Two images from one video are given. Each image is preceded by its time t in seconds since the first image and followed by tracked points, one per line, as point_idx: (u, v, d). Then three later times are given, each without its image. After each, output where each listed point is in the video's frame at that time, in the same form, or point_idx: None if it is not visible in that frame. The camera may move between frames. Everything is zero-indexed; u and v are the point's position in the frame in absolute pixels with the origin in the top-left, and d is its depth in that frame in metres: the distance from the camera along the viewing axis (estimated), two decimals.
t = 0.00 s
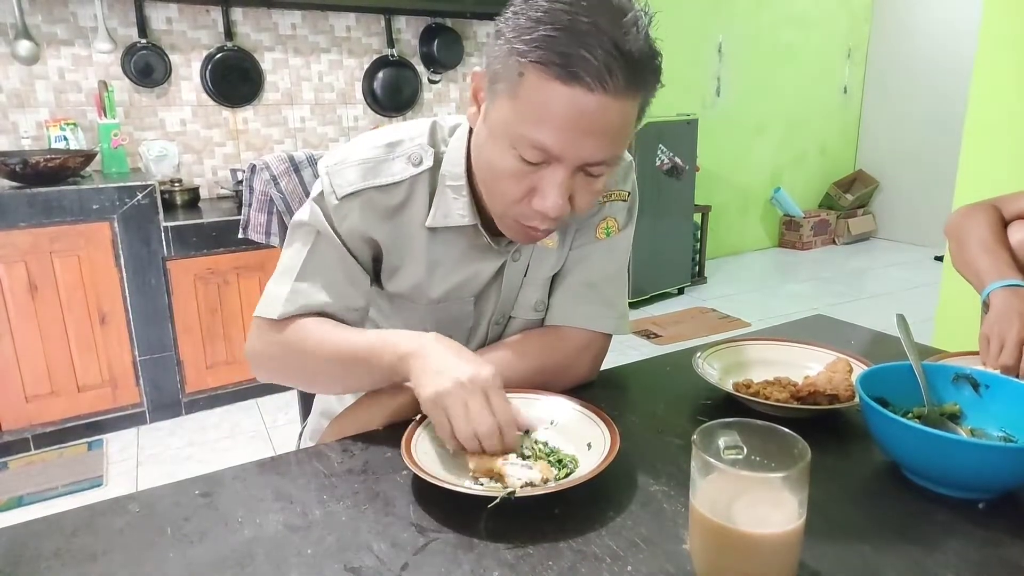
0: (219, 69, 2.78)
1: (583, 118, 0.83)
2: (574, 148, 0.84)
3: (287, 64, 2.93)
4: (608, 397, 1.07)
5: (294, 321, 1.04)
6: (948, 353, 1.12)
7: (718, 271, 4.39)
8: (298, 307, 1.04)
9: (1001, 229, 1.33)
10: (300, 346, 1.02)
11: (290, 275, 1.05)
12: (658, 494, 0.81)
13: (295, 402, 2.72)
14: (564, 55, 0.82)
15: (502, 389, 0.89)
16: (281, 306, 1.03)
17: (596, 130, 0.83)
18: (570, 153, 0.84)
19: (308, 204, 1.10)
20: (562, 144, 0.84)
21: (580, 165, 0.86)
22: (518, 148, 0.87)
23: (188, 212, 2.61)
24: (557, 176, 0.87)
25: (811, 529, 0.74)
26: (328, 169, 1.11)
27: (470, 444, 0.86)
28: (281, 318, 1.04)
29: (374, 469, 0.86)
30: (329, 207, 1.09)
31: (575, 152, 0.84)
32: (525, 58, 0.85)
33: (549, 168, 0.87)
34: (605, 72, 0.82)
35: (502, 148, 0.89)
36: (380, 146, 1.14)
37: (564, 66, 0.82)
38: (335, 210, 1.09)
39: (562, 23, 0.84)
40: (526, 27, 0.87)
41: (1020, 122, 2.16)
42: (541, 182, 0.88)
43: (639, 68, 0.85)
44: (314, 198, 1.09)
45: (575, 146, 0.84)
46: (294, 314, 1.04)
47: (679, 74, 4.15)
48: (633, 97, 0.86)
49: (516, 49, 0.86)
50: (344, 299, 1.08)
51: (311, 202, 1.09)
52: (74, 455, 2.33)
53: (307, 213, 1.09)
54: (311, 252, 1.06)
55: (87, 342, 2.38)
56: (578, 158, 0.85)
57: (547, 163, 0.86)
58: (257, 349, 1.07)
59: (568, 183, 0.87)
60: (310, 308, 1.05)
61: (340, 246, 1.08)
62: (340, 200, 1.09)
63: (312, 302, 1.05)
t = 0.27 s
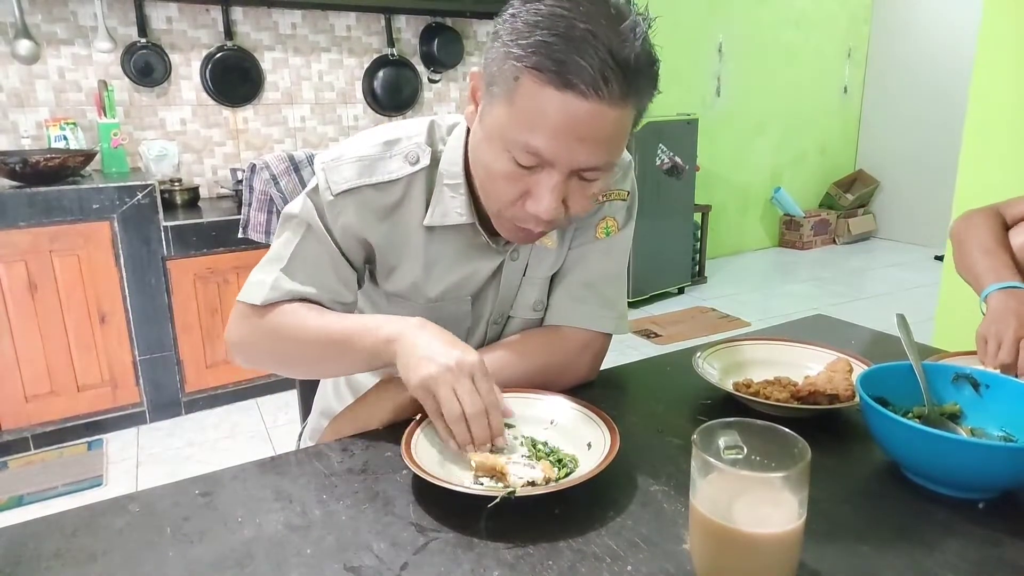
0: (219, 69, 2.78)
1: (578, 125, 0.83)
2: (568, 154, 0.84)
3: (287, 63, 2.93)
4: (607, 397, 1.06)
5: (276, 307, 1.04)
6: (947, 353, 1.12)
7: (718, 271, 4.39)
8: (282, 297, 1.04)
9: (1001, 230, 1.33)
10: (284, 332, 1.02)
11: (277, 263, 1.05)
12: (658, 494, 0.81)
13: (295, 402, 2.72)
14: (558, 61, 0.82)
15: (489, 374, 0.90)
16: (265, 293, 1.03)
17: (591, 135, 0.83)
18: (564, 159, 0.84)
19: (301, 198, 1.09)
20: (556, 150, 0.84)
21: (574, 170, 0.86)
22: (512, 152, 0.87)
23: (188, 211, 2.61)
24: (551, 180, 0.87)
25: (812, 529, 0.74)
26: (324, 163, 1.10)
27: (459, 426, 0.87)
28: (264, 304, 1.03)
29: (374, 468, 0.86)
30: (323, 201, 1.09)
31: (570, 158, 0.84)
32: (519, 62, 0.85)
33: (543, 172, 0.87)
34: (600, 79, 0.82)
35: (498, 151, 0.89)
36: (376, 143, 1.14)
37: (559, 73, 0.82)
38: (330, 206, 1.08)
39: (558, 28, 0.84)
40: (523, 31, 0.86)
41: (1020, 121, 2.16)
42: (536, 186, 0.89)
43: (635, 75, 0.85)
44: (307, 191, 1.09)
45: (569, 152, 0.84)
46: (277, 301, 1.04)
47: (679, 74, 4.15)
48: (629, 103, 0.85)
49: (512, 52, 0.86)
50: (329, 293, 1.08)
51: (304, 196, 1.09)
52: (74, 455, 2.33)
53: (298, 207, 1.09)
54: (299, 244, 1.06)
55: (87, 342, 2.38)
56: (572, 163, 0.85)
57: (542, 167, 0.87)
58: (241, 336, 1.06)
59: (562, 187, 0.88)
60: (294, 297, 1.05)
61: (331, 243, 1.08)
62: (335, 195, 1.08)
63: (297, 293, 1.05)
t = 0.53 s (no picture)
0: (218, 69, 2.78)
1: (556, 61, 0.85)
2: (548, 95, 0.86)
3: (287, 63, 2.93)
4: (607, 397, 1.06)
5: (268, 298, 1.03)
6: (948, 353, 1.12)
7: (718, 271, 4.39)
8: (278, 286, 1.03)
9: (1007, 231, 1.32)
10: (275, 324, 1.01)
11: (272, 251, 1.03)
12: (658, 493, 0.81)
13: (295, 402, 2.72)
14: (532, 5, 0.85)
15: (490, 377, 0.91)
16: (261, 281, 1.02)
17: (569, 74, 0.85)
18: (545, 100, 0.86)
19: (301, 189, 1.09)
20: (536, 91, 0.86)
21: (557, 114, 0.87)
22: (495, 106, 0.89)
23: (188, 211, 2.61)
24: (535, 132, 0.88)
25: (812, 529, 0.74)
26: (324, 156, 1.10)
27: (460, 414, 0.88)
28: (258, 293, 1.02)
29: (373, 468, 0.86)
30: (323, 193, 1.08)
31: (551, 100, 0.86)
32: (496, 17, 0.88)
33: (527, 124, 0.88)
34: (573, 18, 0.84)
35: (482, 111, 0.90)
36: (375, 139, 1.14)
37: (533, 14, 0.85)
38: (329, 198, 1.08)
39: None
40: None
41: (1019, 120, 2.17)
42: (522, 141, 0.89)
43: (609, 19, 0.87)
44: (308, 182, 1.09)
45: (549, 91, 0.85)
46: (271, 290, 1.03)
47: (679, 74, 4.16)
48: (607, 44, 0.87)
49: (489, 13, 0.89)
50: (320, 286, 1.08)
51: (304, 187, 1.08)
52: (74, 455, 2.33)
53: (298, 196, 1.08)
54: (297, 232, 1.05)
55: (87, 342, 2.38)
56: (554, 104, 0.86)
57: (524, 119, 0.88)
58: (227, 325, 1.04)
59: (547, 139, 0.88)
60: (288, 288, 1.04)
61: (328, 236, 1.08)
62: (334, 187, 1.08)
63: (291, 283, 1.04)
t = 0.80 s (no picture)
0: (218, 69, 2.78)
1: (521, 30, 0.86)
2: (515, 65, 0.86)
3: (287, 63, 2.93)
4: (607, 397, 1.06)
5: (257, 325, 1.05)
6: (948, 353, 1.12)
7: (718, 271, 4.39)
8: (265, 315, 1.05)
9: (1009, 231, 1.32)
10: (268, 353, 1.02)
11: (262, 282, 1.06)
12: (658, 494, 0.80)
13: (294, 402, 2.72)
14: None
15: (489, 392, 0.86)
16: (249, 312, 1.05)
17: (536, 43, 0.86)
18: (514, 70, 0.87)
19: (290, 211, 1.09)
20: (503, 62, 0.86)
21: (528, 83, 0.87)
22: (466, 86, 0.89)
23: (188, 212, 2.61)
24: (508, 106, 0.88)
25: (812, 529, 0.74)
26: (311, 173, 1.10)
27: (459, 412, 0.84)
28: (246, 323, 1.05)
29: (374, 468, 0.86)
30: (312, 212, 1.09)
31: (521, 71, 0.87)
32: None
33: (499, 100, 0.88)
34: None
35: (456, 94, 0.91)
36: (362, 150, 1.14)
37: None
38: (318, 216, 1.08)
39: None
40: None
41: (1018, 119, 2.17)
42: (497, 117, 0.89)
43: None
44: (296, 204, 1.09)
45: (516, 59, 0.86)
46: (259, 320, 1.05)
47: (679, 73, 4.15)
48: (574, 13, 0.89)
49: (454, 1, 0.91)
50: (314, 309, 1.08)
51: (293, 209, 1.09)
52: (74, 455, 2.33)
53: (287, 219, 1.09)
54: (285, 261, 1.07)
55: (87, 342, 2.38)
56: (523, 73, 0.87)
57: (496, 95, 0.89)
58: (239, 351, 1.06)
59: (522, 113, 0.88)
60: (276, 317, 1.05)
61: (317, 258, 1.09)
62: (323, 206, 1.08)
63: (278, 311, 1.05)
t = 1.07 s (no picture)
0: (219, 69, 2.78)
1: (519, 72, 0.83)
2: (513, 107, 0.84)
3: (287, 63, 2.93)
4: (607, 398, 1.06)
5: (264, 336, 1.04)
6: (947, 353, 1.13)
7: (718, 271, 4.39)
8: (270, 325, 1.04)
9: (1008, 231, 1.32)
10: (271, 359, 1.02)
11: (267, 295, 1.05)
12: (658, 494, 0.80)
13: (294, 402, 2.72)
14: (488, 16, 0.83)
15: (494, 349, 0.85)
16: (254, 325, 1.04)
17: (534, 85, 0.84)
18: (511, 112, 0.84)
19: (289, 219, 1.09)
20: (501, 103, 0.84)
21: (525, 124, 0.85)
22: (463, 122, 0.88)
23: (188, 212, 2.61)
24: (505, 145, 0.87)
25: (812, 529, 0.74)
26: (309, 181, 1.10)
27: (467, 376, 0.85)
28: (252, 335, 1.04)
29: (374, 468, 0.86)
30: (310, 220, 1.08)
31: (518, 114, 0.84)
32: (456, 30, 0.86)
33: (496, 137, 0.87)
34: (529, 25, 0.83)
35: (452, 127, 0.89)
36: (359, 157, 1.13)
37: (489, 27, 0.83)
38: (317, 224, 1.08)
39: None
40: (454, 6, 0.88)
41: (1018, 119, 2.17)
42: (495, 155, 0.88)
43: (570, 22, 0.86)
44: (295, 212, 1.09)
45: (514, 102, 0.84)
46: (265, 331, 1.04)
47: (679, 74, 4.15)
48: (572, 47, 0.86)
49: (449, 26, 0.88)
50: (319, 316, 1.08)
51: (292, 217, 1.08)
52: (74, 455, 2.33)
53: (287, 228, 1.08)
54: (289, 271, 1.07)
55: (87, 342, 2.38)
56: (521, 115, 0.84)
57: (493, 132, 0.87)
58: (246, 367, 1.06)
59: (519, 151, 0.87)
60: (282, 325, 1.05)
61: (322, 264, 1.09)
62: (321, 213, 1.08)
63: (283, 320, 1.04)
